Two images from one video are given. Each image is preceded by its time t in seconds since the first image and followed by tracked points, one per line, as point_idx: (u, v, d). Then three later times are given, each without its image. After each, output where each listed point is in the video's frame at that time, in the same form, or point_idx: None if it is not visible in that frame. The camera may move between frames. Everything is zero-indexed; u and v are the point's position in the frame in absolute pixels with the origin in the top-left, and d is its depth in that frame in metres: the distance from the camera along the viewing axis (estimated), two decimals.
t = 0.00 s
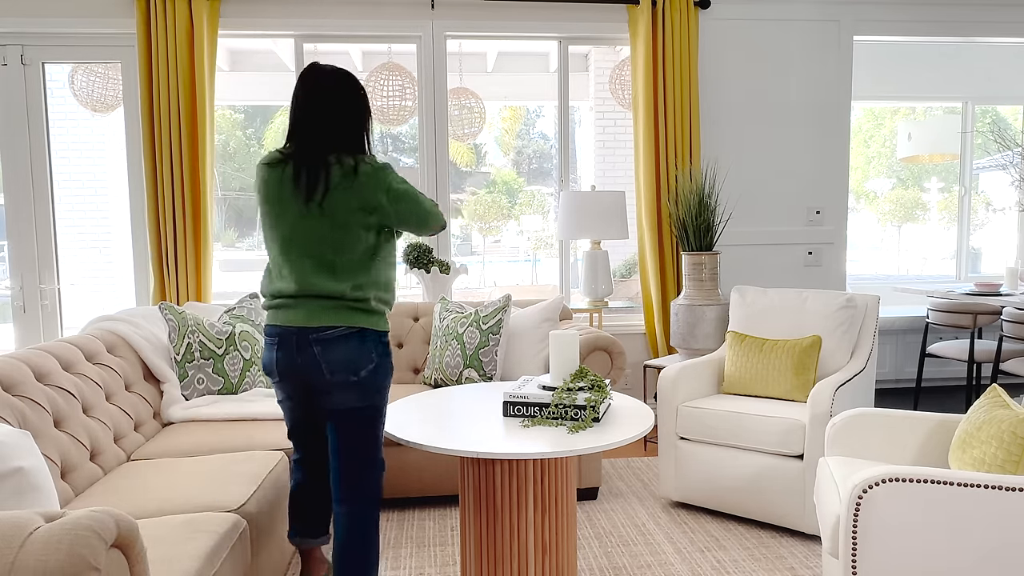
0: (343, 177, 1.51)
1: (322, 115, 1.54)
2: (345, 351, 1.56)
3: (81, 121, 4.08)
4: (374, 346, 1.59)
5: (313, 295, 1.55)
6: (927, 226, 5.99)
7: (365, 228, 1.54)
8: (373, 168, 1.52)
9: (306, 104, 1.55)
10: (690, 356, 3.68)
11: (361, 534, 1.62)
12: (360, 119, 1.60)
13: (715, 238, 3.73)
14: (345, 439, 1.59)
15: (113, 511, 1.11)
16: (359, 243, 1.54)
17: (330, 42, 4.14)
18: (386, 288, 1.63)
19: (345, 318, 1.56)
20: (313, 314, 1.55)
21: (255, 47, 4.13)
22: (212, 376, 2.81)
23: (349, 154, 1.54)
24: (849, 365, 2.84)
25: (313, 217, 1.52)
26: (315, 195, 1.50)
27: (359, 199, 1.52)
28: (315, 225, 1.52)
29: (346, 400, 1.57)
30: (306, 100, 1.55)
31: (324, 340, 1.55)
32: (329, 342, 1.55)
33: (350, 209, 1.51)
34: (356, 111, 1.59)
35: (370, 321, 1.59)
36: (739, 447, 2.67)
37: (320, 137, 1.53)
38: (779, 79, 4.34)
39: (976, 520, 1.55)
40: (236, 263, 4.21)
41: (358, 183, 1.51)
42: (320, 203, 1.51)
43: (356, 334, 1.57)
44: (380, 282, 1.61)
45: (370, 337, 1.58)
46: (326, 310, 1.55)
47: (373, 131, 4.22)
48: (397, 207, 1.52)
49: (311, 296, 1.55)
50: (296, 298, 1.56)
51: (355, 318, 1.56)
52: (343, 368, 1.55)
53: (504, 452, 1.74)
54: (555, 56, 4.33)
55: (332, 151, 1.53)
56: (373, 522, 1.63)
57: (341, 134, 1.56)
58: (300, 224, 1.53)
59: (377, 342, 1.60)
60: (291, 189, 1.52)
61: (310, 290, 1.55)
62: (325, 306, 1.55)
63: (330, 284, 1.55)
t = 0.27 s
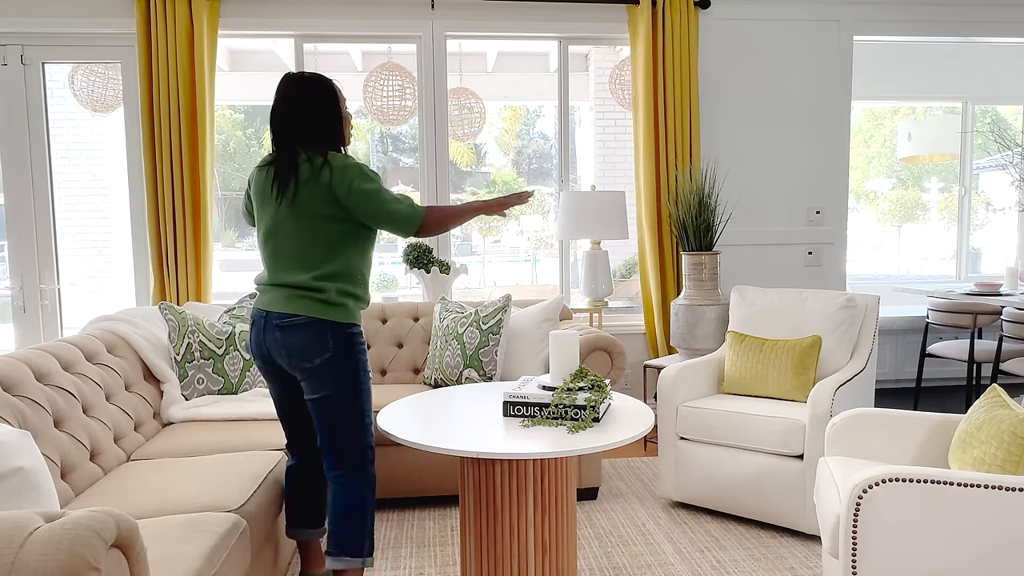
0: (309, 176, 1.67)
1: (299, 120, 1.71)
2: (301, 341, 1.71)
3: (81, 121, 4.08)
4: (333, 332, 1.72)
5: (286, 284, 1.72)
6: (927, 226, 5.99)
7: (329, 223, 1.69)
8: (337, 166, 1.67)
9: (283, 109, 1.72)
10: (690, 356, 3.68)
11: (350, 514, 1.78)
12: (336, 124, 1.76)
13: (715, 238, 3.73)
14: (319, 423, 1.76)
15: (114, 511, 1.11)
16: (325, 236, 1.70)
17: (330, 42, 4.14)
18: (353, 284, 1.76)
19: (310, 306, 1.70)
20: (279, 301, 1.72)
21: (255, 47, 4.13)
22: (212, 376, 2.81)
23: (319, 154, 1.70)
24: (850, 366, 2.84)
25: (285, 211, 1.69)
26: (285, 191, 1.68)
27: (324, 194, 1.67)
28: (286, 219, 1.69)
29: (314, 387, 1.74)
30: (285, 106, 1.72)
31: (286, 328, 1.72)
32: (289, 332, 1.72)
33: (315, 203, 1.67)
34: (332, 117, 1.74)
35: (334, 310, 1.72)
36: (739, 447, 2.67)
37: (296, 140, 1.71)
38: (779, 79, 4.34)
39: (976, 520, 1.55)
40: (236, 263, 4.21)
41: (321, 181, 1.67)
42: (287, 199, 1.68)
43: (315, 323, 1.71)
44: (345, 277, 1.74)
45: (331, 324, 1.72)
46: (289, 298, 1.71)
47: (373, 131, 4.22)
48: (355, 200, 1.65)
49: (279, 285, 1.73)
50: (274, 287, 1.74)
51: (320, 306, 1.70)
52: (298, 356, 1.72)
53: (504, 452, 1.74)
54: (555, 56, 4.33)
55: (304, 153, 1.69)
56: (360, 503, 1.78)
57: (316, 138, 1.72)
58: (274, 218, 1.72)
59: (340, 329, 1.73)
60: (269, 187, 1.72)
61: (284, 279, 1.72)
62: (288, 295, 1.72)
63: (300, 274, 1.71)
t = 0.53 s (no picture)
0: (291, 169, 1.73)
1: (288, 117, 1.76)
2: (286, 335, 1.75)
3: (81, 121, 4.08)
4: (317, 327, 1.76)
5: (273, 277, 1.78)
6: (927, 226, 5.99)
7: (310, 217, 1.74)
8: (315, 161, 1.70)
9: (278, 109, 1.78)
10: (690, 356, 3.68)
11: (327, 505, 1.83)
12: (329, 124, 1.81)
13: (715, 238, 3.73)
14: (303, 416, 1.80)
15: (114, 511, 1.11)
16: (307, 231, 1.75)
17: (330, 42, 4.15)
18: (335, 278, 1.79)
19: (292, 300, 1.75)
20: (265, 295, 1.78)
21: (255, 47, 4.13)
22: (212, 376, 2.82)
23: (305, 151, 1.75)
24: (850, 366, 2.84)
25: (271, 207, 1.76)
26: (270, 187, 1.74)
27: (303, 189, 1.72)
28: (272, 214, 1.76)
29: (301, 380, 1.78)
30: (280, 107, 1.79)
31: (272, 322, 1.76)
32: (276, 326, 1.76)
33: (295, 198, 1.72)
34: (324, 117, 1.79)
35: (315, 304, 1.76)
36: (739, 447, 2.67)
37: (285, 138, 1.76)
38: (779, 79, 4.34)
39: (976, 520, 1.55)
40: (236, 263, 4.22)
41: (299, 175, 1.72)
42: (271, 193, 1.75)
43: (298, 318, 1.75)
44: (327, 272, 1.78)
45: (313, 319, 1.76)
46: (273, 292, 1.77)
47: (373, 131, 4.22)
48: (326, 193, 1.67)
49: (267, 280, 1.79)
50: (264, 280, 1.81)
51: (301, 300, 1.75)
52: (285, 349, 1.76)
53: (504, 452, 1.74)
54: (555, 56, 4.34)
55: (291, 150, 1.74)
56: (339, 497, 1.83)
57: (306, 136, 1.76)
58: (263, 215, 1.79)
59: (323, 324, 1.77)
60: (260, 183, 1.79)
61: (272, 272, 1.79)
62: (273, 289, 1.77)
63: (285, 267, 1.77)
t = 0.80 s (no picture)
0: (278, 169, 1.72)
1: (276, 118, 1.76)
2: (277, 337, 1.77)
3: (81, 121, 4.08)
4: (308, 329, 1.77)
5: (266, 279, 1.79)
6: (927, 226, 5.99)
7: (299, 217, 1.73)
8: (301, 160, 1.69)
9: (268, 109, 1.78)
10: (690, 356, 3.68)
11: (311, 501, 1.88)
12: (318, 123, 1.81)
13: (715, 238, 3.73)
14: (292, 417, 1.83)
15: (114, 511, 1.11)
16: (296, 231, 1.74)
17: (330, 42, 4.14)
18: (327, 278, 1.79)
19: (283, 302, 1.76)
20: (258, 297, 1.79)
21: (255, 47, 4.13)
22: (212, 376, 2.82)
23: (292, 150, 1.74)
24: (850, 366, 2.84)
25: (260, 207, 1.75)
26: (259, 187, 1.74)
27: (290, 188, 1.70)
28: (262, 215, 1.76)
29: (289, 380, 1.80)
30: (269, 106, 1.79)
31: (264, 324, 1.78)
32: (267, 328, 1.78)
33: (283, 198, 1.71)
34: (314, 118, 1.79)
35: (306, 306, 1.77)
36: (739, 447, 2.67)
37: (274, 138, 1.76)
38: (779, 79, 4.34)
39: (977, 520, 1.55)
40: (236, 263, 4.22)
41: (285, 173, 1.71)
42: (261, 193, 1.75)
43: (290, 320, 1.76)
44: (318, 271, 1.78)
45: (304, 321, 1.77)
46: (266, 293, 1.78)
47: (373, 131, 4.21)
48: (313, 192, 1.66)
49: (260, 280, 1.81)
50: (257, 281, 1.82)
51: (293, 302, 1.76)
52: (276, 351, 1.77)
53: (504, 452, 1.74)
54: (555, 56, 4.34)
55: (279, 150, 1.74)
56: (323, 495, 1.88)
57: (297, 136, 1.76)
58: (253, 215, 1.79)
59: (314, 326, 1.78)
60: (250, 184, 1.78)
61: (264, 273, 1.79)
62: (265, 290, 1.78)
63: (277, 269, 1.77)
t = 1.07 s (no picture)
0: (273, 168, 1.71)
1: (274, 120, 1.75)
2: (277, 336, 1.76)
3: (81, 121, 4.08)
4: (308, 329, 1.77)
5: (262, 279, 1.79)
6: (927, 226, 5.99)
7: (295, 217, 1.73)
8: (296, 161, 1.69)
9: (265, 109, 1.78)
10: (690, 356, 3.68)
11: (303, 501, 1.88)
12: (317, 123, 1.81)
13: (715, 238, 3.73)
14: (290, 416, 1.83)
15: (114, 511, 1.11)
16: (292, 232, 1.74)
17: (330, 42, 4.14)
18: (324, 277, 1.80)
19: (282, 302, 1.76)
20: (257, 297, 1.79)
21: (255, 47, 4.13)
22: (212, 376, 2.81)
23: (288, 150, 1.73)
24: (850, 366, 2.84)
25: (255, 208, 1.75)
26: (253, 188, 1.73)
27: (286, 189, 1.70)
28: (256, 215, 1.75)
29: (285, 379, 1.80)
30: (267, 107, 1.78)
31: (263, 323, 1.77)
32: (267, 326, 1.77)
33: (278, 198, 1.71)
34: (313, 115, 1.79)
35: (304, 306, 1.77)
36: (739, 447, 2.67)
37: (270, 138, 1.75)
38: (779, 79, 4.34)
39: (976, 520, 1.55)
40: (236, 263, 4.22)
41: (281, 175, 1.70)
42: (253, 196, 1.74)
43: (290, 319, 1.76)
44: (316, 272, 1.79)
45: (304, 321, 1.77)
46: (264, 294, 1.78)
47: (373, 131, 4.21)
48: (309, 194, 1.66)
49: (257, 281, 1.81)
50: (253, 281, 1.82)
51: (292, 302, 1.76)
52: (277, 349, 1.77)
53: (504, 452, 1.74)
54: (555, 56, 4.34)
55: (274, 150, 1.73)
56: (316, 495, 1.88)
57: (295, 135, 1.77)
58: (248, 215, 1.78)
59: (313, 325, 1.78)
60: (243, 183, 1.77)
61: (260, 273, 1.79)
62: (263, 290, 1.78)
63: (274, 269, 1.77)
